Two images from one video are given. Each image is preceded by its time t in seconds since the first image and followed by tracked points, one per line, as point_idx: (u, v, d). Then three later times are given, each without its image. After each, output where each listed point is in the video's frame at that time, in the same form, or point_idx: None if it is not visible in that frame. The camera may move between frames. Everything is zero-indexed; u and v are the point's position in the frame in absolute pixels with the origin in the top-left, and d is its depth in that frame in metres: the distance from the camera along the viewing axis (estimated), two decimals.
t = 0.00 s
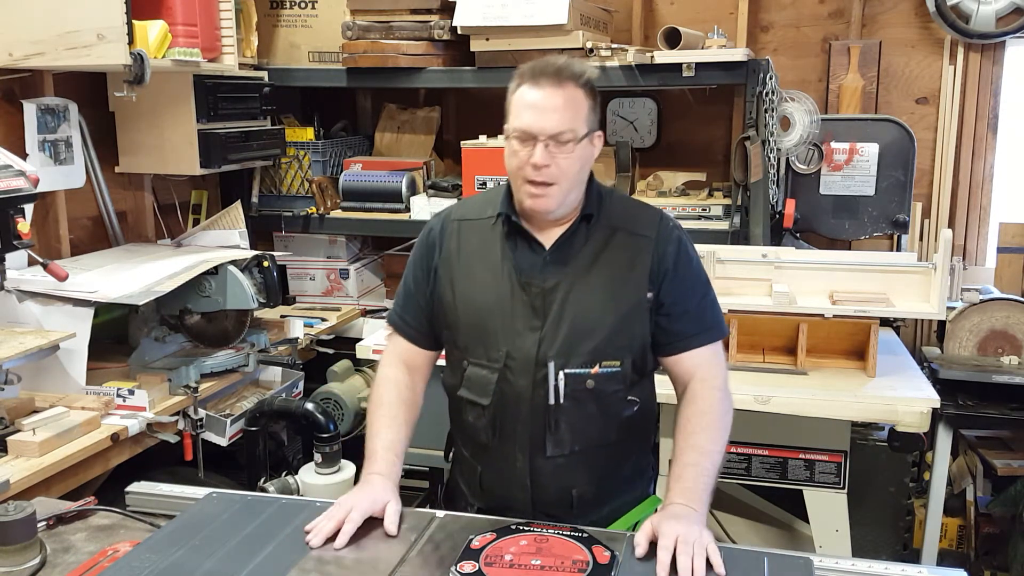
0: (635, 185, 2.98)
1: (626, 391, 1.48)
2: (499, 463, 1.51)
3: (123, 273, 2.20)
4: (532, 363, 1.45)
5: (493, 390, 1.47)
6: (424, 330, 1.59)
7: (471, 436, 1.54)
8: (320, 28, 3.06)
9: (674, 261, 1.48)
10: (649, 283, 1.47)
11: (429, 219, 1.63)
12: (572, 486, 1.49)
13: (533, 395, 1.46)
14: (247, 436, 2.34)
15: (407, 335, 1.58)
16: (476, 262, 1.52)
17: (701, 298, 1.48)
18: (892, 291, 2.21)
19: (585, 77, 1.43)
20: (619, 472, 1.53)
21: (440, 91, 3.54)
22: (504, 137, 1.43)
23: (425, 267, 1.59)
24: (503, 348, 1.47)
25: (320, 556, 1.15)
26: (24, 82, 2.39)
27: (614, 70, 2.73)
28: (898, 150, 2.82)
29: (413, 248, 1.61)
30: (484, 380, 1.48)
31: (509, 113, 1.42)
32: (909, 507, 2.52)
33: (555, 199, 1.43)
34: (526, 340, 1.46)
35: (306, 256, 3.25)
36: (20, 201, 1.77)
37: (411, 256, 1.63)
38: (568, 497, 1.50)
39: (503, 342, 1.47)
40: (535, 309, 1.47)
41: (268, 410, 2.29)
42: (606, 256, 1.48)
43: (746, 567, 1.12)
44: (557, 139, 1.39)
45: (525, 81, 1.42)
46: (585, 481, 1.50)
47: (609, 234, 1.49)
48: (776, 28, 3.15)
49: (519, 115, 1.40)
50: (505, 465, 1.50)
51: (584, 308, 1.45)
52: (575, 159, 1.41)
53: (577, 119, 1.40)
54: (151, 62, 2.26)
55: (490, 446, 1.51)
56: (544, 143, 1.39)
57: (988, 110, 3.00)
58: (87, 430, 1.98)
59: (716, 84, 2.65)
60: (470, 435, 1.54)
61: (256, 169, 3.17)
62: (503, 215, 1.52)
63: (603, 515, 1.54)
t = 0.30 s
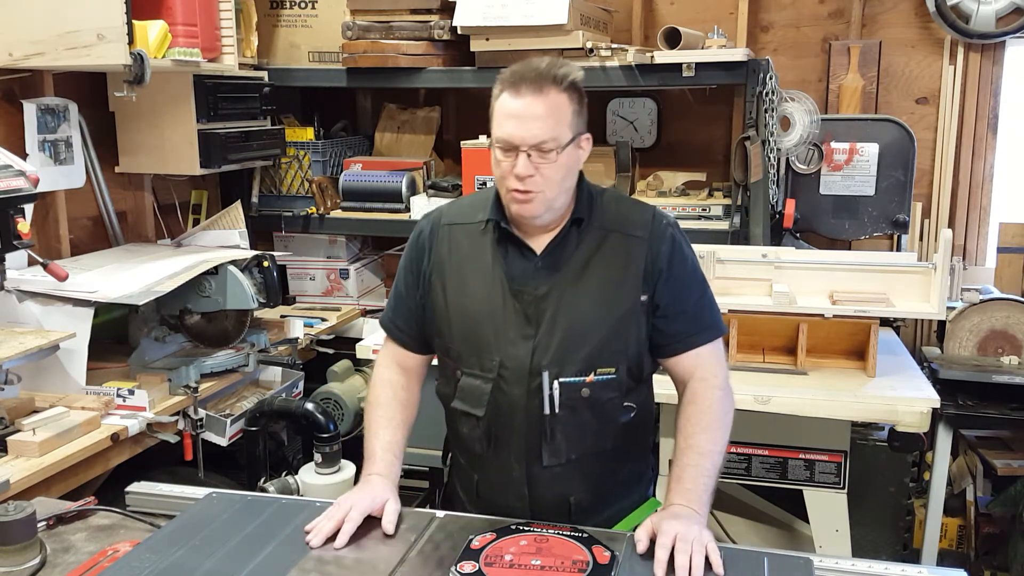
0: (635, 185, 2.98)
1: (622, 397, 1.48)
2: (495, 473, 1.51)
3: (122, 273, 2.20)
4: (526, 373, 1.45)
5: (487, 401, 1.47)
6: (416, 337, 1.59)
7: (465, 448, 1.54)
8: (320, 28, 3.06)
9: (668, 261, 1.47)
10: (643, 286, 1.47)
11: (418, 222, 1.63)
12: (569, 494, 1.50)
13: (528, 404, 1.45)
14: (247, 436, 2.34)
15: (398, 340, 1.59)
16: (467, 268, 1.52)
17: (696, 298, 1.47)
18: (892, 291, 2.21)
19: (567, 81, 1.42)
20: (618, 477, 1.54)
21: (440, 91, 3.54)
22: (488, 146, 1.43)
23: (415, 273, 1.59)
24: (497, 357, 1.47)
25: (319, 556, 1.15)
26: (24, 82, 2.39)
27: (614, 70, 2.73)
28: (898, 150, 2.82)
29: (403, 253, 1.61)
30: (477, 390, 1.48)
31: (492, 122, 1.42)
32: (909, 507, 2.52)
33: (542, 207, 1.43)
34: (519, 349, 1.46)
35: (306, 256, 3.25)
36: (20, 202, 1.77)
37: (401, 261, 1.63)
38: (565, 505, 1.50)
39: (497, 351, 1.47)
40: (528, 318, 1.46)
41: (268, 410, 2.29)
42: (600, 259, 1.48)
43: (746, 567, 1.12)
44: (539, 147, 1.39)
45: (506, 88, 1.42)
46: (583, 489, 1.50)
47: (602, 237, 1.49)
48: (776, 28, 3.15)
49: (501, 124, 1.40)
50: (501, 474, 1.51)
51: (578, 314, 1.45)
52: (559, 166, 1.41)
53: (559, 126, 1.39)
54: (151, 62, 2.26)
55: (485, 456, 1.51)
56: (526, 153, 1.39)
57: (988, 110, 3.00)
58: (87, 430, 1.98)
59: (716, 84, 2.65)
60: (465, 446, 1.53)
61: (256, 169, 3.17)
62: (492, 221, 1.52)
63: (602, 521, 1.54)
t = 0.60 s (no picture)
0: (634, 185, 2.98)
1: (620, 401, 1.48)
2: (493, 478, 1.51)
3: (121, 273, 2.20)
4: (523, 378, 1.45)
5: (483, 406, 1.47)
6: (411, 340, 1.59)
7: (462, 453, 1.54)
8: (320, 28, 3.06)
9: (665, 262, 1.47)
10: (640, 287, 1.47)
11: (412, 225, 1.63)
12: (567, 498, 1.50)
13: (525, 410, 1.45)
14: (247, 436, 2.35)
15: (392, 343, 1.59)
16: (462, 271, 1.52)
17: (694, 299, 1.47)
18: (892, 291, 2.21)
19: (560, 82, 1.42)
20: (617, 480, 1.54)
21: (440, 91, 3.54)
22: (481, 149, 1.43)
23: (410, 276, 1.59)
24: (493, 362, 1.47)
25: (319, 556, 1.15)
26: (23, 82, 2.39)
27: (614, 70, 2.73)
28: (897, 150, 2.82)
29: (397, 256, 1.61)
30: (474, 396, 1.47)
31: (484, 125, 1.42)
32: (909, 507, 2.52)
33: (536, 210, 1.43)
34: (515, 353, 1.46)
35: (306, 256, 3.25)
36: (20, 202, 1.77)
37: (395, 264, 1.63)
38: (564, 509, 1.50)
39: (493, 356, 1.47)
40: (524, 322, 1.46)
41: (268, 410, 2.29)
42: (596, 262, 1.48)
43: (746, 568, 1.12)
44: (532, 150, 1.39)
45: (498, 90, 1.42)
46: (581, 493, 1.50)
47: (597, 239, 1.49)
48: (776, 28, 3.15)
49: (493, 127, 1.40)
50: (499, 478, 1.51)
51: (574, 318, 1.45)
52: (552, 169, 1.41)
53: (552, 128, 1.40)
54: (151, 62, 2.26)
55: (482, 461, 1.51)
56: (519, 155, 1.39)
57: (988, 110, 3.01)
58: (87, 430, 1.98)
59: (716, 84, 2.65)
60: (462, 451, 1.53)
61: (256, 169, 3.17)
62: (487, 223, 1.52)
63: (601, 524, 1.54)
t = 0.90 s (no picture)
0: (634, 185, 2.98)
1: (618, 402, 1.48)
2: (491, 480, 1.51)
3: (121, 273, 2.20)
4: (521, 380, 1.45)
5: (481, 408, 1.47)
6: (409, 341, 1.59)
7: (461, 455, 1.54)
8: (320, 28, 3.05)
9: (663, 262, 1.47)
10: (639, 288, 1.47)
11: (410, 226, 1.63)
12: (566, 499, 1.50)
13: (524, 412, 1.45)
14: (247, 437, 2.34)
15: (390, 344, 1.59)
16: (460, 273, 1.52)
17: (692, 300, 1.47)
18: (892, 291, 2.21)
19: (556, 82, 1.42)
20: (616, 481, 1.54)
21: (440, 91, 3.54)
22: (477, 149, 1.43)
23: (407, 277, 1.59)
24: (491, 364, 1.46)
25: (319, 556, 1.15)
26: (23, 82, 2.39)
27: (614, 70, 2.73)
28: (897, 150, 2.82)
29: (394, 257, 1.62)
30: (472, 398, 1.47)
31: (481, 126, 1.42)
32: (909, 507, 2.52)
33: (533, 211, 1.43)
34: (513, 355, 1.45)
35: (306, 256, 3.25)
36: (20, 202, 1.77)
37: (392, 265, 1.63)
38: (563, 510, 1.50)
39: (491, 358, 1.47)
40: (522, 323, 1.46)
41: (268, 410, 2.30)
42: (594, 262, 1.48)
43: (746, 568, 1.12)
44: (529, 150, 1.39)
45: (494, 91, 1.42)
46: (580, 494, 1.50)
47: (596, 240, 1.49)
48: (777, 28, 3.15)
49: (490, 127, 1.40)
50: (497, 480, 1.51)
51: (572, 319, 1.45)
52: (549, 169, 1.41)
53: (548, 129, 1.40)
54: (151, 63, 2.26)
55: (480, 463, 1.51)
56: (515, 156, 1.39)
57: (988, 110, 3.01)
58: (88, 430, 1.98)
59: (716, 84, 2.65)
60: (461, 452, 1.53)
61: (256, 169, 3.17)
62: (484, 224, 1.52)
63: (600, 525, 1.54)
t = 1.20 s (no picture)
0: (634, 186, 2.98)
1: (618, 402, 1.48)
2: (491, 479, 1.51)
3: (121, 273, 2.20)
4: (520, 379, 1.45)
5: (481, 408, 1.47)
6: (409, 341, 1.59)
7: (461, 454, 1.54)
8: (320, 28, 3.05)
9: (663, 262, 1.47)
10: (638, 288, 1.47)
11: (409, 226, 1.63)
12: (566, 499, 1.50)
13: (523, 411, 1.45)
14: (247, 436, 2.35)
15: (390, 344, 1.59)
16: (459, 273, 1.52)
17: (692, 300, 1.47)
18: (892, 291, 2.21)
19: (557, 80, 1.42)
20: (615, 480, 1.54)
21: (440, 91, 3.54)
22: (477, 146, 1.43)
23: (407, 277, 1.60)
24: (491, 363, 1.47)
25: (319, 556, 1.15)
26: (23, 82, 2.39)
27: (613, 70, 2.72)
28: (897, 150, 2.82)
29: (394, 257, 1.62)
30: (471, 398, 1.47)
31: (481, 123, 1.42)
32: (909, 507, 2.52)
33: (533, 209, 1.43)
34: (513, 354, 1.45)
35: (306, 256, 3.25)
36: (20, 202, 1.77)
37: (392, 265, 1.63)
38: (563, 510, 1.50)
39: (491, 357, 1.47)
40: (522, 323, 1.46)
41: (268, 410, 2.30)
42: (594, 262, 1.48)
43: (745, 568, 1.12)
44: (529, 147, 1.39)
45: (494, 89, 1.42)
46: (580, 494, 1.50)
47: (595, 239, 1.49)
48: (777, 28, 3.15)
49: (490, 125, 1.40)
50: (497, 480, 1.50)
51: (572, 319, 1.45)
52: (549, 166, 1.41)
53: (549, 126, 1.40)
54: (151, 63, 2.26)
55: (480, 463, 1.51)
56: (516, 153, 1.39)
57: (988, 110, 3.01)
58: (88, 430, 1.98)
59: (716, 84, 2.65)
60: (461, 452, 1.53)
61: (256, 170, 3.17)
62: (484, 224, 1.52)
63: (600, 525, 1.54)
